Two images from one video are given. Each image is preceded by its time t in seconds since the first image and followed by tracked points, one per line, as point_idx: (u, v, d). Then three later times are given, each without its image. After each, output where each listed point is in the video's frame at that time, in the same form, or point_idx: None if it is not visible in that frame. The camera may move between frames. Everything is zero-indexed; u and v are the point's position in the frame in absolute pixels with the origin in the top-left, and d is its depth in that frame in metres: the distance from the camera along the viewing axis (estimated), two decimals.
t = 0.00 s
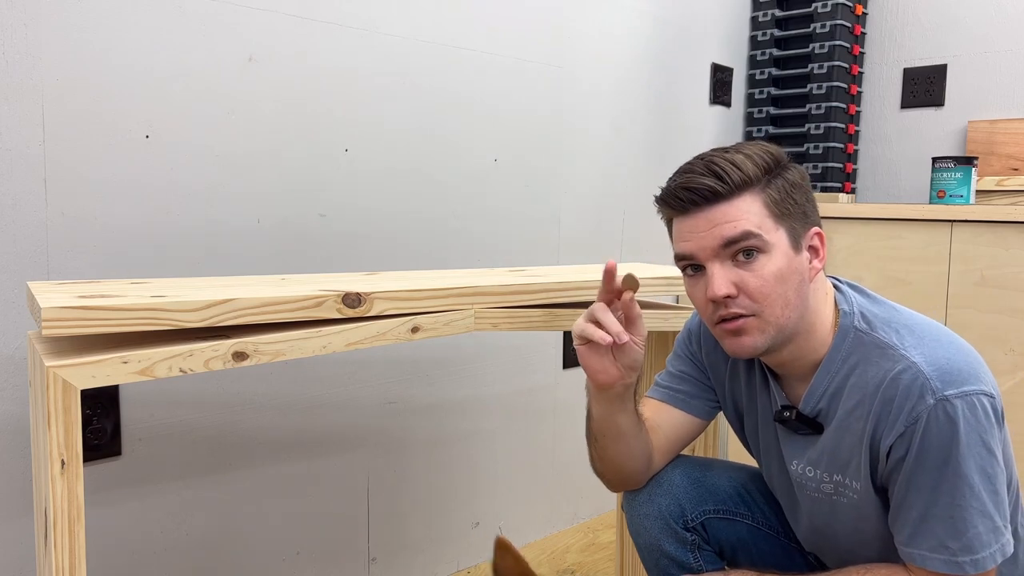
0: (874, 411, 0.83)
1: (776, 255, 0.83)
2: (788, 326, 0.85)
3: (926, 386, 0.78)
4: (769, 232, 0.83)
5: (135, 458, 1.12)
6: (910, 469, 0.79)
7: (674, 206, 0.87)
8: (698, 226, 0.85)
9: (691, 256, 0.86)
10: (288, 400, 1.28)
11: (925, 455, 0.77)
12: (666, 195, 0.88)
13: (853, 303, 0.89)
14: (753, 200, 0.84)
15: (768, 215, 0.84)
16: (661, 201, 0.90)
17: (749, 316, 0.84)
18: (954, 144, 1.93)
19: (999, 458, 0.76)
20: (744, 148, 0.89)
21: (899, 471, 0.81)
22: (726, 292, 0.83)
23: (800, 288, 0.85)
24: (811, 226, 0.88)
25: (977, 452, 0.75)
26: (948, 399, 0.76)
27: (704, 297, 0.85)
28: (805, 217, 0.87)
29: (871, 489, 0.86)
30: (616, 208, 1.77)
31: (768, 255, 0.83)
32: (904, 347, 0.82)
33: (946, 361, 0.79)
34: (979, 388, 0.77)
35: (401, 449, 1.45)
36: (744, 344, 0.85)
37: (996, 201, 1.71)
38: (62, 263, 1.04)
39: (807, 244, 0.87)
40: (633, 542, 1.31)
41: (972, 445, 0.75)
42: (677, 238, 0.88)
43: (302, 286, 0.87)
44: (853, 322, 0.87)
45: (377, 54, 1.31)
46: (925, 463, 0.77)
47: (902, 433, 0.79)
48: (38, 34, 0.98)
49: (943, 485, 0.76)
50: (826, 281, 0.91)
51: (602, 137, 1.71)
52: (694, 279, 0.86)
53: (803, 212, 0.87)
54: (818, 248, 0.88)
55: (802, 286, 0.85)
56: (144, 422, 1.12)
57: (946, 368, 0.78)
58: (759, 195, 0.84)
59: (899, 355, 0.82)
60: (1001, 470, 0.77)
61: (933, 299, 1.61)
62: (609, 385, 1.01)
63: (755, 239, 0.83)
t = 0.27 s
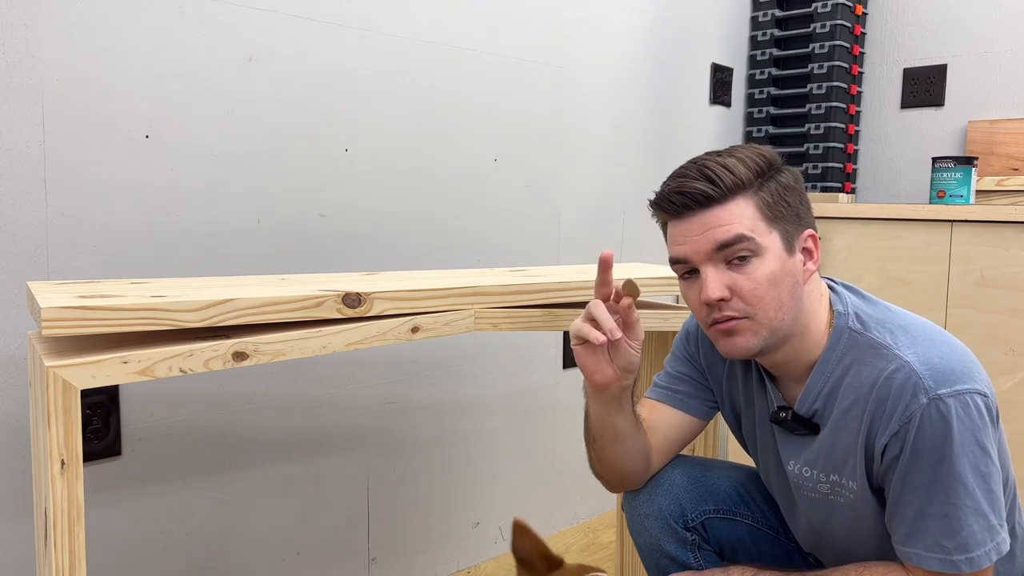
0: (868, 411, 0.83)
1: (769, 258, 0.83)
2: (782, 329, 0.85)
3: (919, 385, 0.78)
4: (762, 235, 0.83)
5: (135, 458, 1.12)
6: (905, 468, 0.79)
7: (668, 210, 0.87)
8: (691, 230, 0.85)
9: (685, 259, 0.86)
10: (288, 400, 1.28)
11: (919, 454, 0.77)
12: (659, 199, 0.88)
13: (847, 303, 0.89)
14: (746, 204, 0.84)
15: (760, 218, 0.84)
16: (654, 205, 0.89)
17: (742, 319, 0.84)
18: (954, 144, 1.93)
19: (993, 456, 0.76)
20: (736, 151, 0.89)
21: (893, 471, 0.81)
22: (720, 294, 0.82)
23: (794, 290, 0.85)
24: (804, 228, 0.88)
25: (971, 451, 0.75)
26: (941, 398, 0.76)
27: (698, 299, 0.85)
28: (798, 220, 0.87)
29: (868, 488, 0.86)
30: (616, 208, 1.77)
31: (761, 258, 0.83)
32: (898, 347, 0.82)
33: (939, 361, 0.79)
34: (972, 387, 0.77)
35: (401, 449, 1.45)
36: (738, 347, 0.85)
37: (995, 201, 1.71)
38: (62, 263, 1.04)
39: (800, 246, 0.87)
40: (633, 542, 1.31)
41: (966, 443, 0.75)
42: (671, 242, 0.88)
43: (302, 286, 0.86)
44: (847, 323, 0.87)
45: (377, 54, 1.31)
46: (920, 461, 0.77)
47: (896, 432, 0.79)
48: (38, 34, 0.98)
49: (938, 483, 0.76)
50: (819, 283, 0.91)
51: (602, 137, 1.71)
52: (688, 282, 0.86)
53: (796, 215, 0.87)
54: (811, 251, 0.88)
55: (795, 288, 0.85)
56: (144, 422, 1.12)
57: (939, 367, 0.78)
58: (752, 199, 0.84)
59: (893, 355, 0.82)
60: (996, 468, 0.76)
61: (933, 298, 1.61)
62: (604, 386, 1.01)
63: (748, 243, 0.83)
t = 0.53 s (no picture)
0: (861, 413, 0.83)
1: (738, 267, 0.82)
2: (754, 337, 0.85)
3: (912, 389, 0.78)
4: (733, 245, 0.82)
5: (135, 458, 1.12)
6: (899, 470, 0.79)
7: (646, 218, 0.88)
8: (663, 239, 0.85)
9: (660, 265, 0.87)
10: (288, 399, 1.28)
11: (912, 456, 0.77)
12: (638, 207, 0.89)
13: (843, 304, 0.89)
14: (716, 213, 0.83)
15: (731, 228, 0.82)
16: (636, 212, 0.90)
17: (713, 326, 0.85)
18: (954, 144, 1.93)
19: (986, 460, 0.76)
20: (722, 154, 0.87)
21: (888, 473, 0.81)
22: (688, 303, 0.84)
23: (768, 298, 0.83)
24: (787, 234, 0.84)
25: (964, 454, 0.75)
26: (935, 401, 0.76)
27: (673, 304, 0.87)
28: (779, 226, 0.84)
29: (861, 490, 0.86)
30: (616, 208, 1.77)
31: (730, 268, 0.82)
32: (892, 350, 0.82)
33: (934, 364, 0.79)
34: (966, 391, 0.77)
35: (401, 449, 1.45)
36: (710, 351, 0.86)
37: (995, 201, 1.71)
38: (62, 263, 1.04)
39: (780, 253, 0.84)
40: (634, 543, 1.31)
41: (959, 447, 0.75)
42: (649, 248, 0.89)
43: (302, 286, 0.86)
44: (842, 325, 0.87)
45: (377, 54, 1.31)
46: (912, 463, 0.77)
47: (890, 435, 0.79)
48: (37, 34, 0.98)
49: (930, 486, 0.76)
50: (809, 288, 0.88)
51: (602, 137, 1.71)
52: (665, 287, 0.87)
53: (779, 221, 0.84)
54: (796, 257, 0.85)
55: (770, 296, 0.84)
56: (144, 422, 1.12)
57: (933, 371, 0.78)
58: (727, 208, 0.83)
59: (887, 358, 0.82)
60: (989, 471, 0.77)
61: (933, 298, 1.61)
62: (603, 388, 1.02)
63: (716, 253, 0.82)
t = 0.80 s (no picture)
0: (842, 406, 0.81)
1: (719, 242, 0.84)
2: (739, 309, 0.87)
3: (896, 397, 0.75)
4: (716, 220, 0.84)
5: (135, 458, 1.12)
6: (865, 471, 0.77)
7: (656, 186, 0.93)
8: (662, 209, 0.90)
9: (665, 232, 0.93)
10: (288, 399, 1.28)
11: (878, 463, 0.76)
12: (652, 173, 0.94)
13: (864, 292, 0.85)
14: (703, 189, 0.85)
15: (713, 204, 0.84)
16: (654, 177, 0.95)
17: (701, 294, 0.89)
18: (954, 144, 1.93)
19: (960, 482, 0.74)
20: (727, 123, 0.86)
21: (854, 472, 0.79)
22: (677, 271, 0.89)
23: (751, 275, 0.84)
24: (780, 212, 0.82)
25: (933, 472, 0.73)
26: (915, 415, 0.73)
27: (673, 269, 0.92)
28: (771, 202, 0.82)
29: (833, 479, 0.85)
30: (616, 208, 1.77)
31: (711, 243, 0.85)
32: (892, 351, 0.78)
33: (927, 377, 0.75)
34: (953, 409, 0.73)
35: (401, 449, 1.45)
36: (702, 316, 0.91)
37: (996, 201, 1.71)
38: (62, 263, 1.04)
39: (768, 231, 0.83)
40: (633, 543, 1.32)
41: (929, 465, 0.73)
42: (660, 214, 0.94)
43: (302, 286, 0.86)
44: (853, 314, 0.84)
45: (377, 54, 1.31)
46: (876, 471, 0.76)
47: (862, 436, 0.77)
48: (37, 34, 0.98)
49: (890, 497, 0.75)
50: (811, 264, 0.85)
51: (602, 137, 1.72)
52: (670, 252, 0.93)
53: (773, 197, 0.82)
54: (789, 234, 0.83)
55: (754, 273, 0.84)
56: (144, 423, 1.12)
57: (924, 383, 0.75)
58: (716, 181, 0.84)
59: (883, 358, 0.78)
60: (960, 494, 0.74)
61: (933, 298, 1.61)
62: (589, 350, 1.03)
63: (698, 229, 0.85)
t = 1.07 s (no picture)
0: (836, 368, 0.82)
1: (739, 198, 0.86)
2: (756, 266, 0.89)
3: (892, 369, 0.76)
4: (739, 177, 0.86)
5: (135, 458, 1.12)
6: (837, 431, 0.79)
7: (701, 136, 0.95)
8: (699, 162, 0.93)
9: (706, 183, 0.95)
10: (288, 399, 1.28)
11: (853, 429, 0.77)
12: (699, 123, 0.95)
13: (893, 271, 0.85)
14: (731, 145, 0.87)
15: (737, 162, 0.86)
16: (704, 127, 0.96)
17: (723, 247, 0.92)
18: (954, 144, 1.93)
19: (928, 471, 0.75)
20: (764, 78, 0.84)
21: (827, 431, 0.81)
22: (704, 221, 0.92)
23: (767, 234, 0.86)
24: (801, 174, 0.82)
25: (904, 452, 0.75)
26: (904, 392, 0.75)
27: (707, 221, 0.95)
28: (792, 164, 0.82)
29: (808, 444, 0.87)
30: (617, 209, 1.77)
31: (733, 198, 0.87)
32: (902, 329, 0.79)
33: (929, 363, 0.76)
34: (940, 399, 0.75)
35: (401, 449, 1.45)
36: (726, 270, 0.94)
37: (996, 201, 1.71)
38: (62, 263, 1.04)
39: (787, 193, 0.83)
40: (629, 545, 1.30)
41: (902, 444, 0.75)
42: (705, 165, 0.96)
43: (302, 286, 0.86)
44: (875, 289, 0.84)
45: (377, 54, 1.31)
46: (848, 436, 0.77)
47: (846, 398, 0.79)
48: (37, 34, 0.98)
49: (857, 466, 0.77)
50: (833, 232, 0.84)
51: (603, 138, 1.72)
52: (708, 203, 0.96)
53: (795, 159, 0.82)
54: (807, 200, 0.83)
55: (770, 232, 0.86)
56: (145, 423, 1.12)
57: (923, 367, 0.76)
58: (743, 138, 0.85)
59: (891, 333, 0.79)
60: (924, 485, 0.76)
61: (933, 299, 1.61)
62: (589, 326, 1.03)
63: (722, 184, 0.88)
